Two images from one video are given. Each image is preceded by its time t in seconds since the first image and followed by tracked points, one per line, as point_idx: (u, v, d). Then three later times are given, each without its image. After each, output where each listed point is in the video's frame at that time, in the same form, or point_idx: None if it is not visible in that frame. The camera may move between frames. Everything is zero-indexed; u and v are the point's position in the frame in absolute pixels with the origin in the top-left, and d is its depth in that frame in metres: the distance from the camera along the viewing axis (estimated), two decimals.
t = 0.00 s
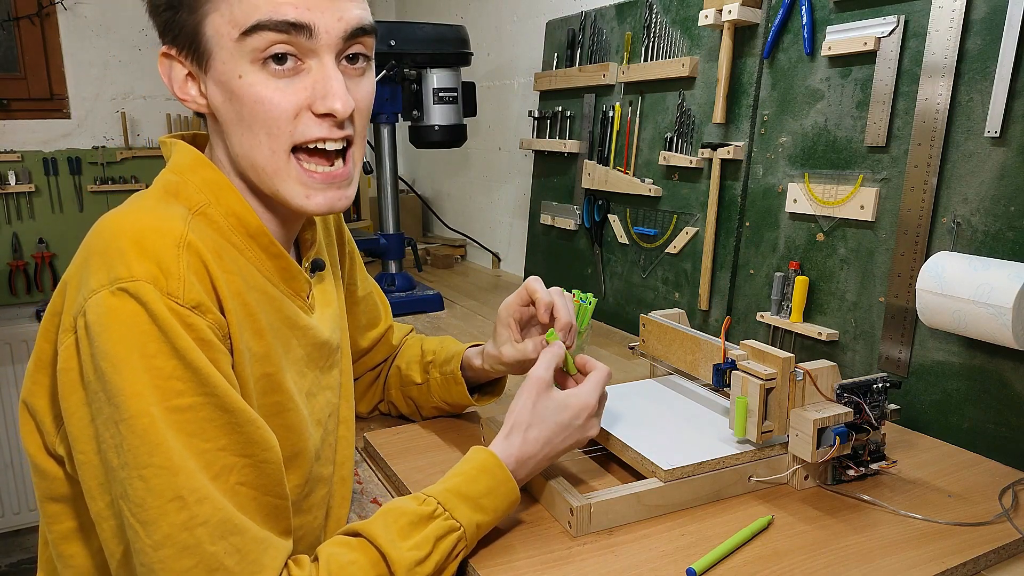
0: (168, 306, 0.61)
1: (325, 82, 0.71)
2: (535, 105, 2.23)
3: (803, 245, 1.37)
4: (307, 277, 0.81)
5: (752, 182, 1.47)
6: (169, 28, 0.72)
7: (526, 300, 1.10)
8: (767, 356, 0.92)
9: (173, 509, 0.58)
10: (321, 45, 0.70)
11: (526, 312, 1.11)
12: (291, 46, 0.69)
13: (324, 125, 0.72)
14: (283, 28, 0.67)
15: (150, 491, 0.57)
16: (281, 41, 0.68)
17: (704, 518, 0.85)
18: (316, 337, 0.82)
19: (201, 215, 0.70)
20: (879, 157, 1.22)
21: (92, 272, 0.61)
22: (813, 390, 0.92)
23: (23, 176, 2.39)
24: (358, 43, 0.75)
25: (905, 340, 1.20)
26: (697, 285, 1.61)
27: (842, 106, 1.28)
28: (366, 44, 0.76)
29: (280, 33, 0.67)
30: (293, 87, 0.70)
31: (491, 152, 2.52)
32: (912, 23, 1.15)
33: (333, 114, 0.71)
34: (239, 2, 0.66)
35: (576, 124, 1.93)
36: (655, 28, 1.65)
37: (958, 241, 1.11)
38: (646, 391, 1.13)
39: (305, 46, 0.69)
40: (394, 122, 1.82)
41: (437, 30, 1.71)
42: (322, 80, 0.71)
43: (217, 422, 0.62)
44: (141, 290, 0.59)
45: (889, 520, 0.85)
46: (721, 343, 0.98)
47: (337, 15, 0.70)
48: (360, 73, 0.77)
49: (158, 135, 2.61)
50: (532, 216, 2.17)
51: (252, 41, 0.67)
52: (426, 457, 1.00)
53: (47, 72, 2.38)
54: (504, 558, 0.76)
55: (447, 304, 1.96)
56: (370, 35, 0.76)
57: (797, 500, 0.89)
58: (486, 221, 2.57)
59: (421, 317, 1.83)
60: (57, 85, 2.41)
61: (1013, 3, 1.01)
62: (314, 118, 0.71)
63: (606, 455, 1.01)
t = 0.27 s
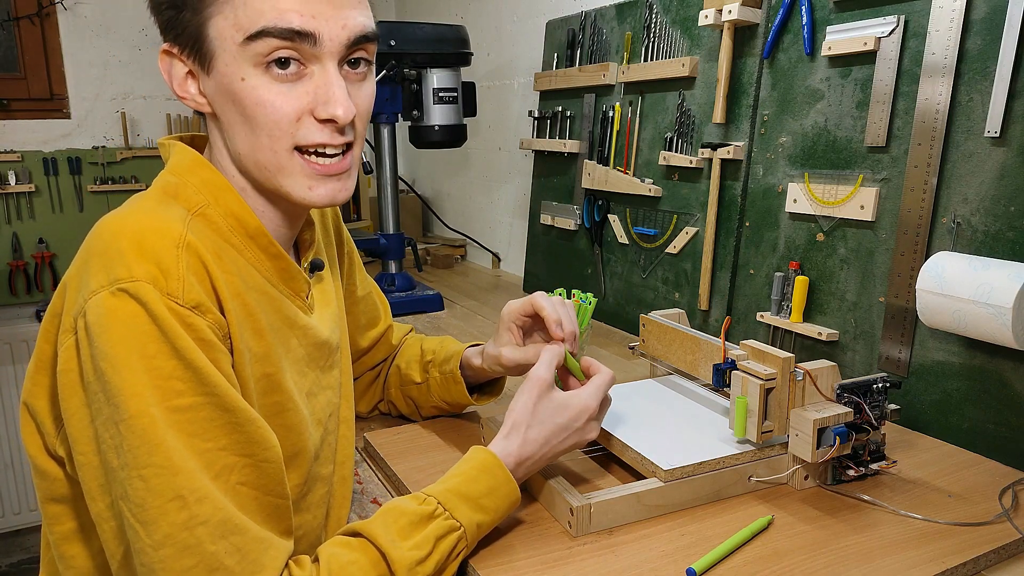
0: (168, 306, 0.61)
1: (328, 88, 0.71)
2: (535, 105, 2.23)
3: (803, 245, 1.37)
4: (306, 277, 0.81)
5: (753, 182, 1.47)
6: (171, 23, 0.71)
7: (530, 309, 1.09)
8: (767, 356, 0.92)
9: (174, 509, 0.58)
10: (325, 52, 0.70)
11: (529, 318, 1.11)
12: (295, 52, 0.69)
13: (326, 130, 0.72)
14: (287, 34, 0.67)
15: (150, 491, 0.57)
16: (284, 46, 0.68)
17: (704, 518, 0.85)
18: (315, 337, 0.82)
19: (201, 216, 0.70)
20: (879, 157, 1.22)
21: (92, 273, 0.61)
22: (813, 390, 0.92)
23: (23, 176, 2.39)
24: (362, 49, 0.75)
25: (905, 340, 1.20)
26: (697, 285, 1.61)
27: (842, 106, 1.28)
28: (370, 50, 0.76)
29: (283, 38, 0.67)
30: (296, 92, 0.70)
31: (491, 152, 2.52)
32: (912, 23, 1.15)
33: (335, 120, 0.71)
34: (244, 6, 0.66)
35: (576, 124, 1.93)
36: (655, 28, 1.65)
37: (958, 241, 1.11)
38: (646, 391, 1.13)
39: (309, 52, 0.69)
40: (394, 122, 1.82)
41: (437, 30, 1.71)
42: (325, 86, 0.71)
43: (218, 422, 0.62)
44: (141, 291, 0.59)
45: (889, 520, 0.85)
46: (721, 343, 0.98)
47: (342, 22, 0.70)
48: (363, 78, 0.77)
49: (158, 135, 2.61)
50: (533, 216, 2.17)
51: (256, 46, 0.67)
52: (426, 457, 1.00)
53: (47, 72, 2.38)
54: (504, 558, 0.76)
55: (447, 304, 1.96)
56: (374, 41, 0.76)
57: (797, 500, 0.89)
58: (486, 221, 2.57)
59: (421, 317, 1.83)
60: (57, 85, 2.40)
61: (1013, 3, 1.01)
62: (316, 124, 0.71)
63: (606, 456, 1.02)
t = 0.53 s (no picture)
0: (178, 305, 0.61)
1: (370, 84, 0.73)
2: (535, 105, 2.23)
3: (803, 245, 1.37)
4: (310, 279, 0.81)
5: (752, 182, 1.47)
6: (187, 23, 0.71)
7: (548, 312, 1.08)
8: (767, 356, 0.92)
9: (180, 510, 0.58)
10: (366, 48, 0.72)
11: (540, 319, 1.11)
12: (342, 49, 0.70)
13: (368, 125, 0.74)
14: (337, 31, 0.69)
15: (157, 491, 0.57)
16: (333, 44, 0.69)
17: (704, 518, 0.85)
18: (319, 338, 0.82)
19: (209, 215, 0.70)
20: (879, 157, 1.22)
21: (102, 270, 0.61)
22: (813, 390, 0.92)
23: (23, 176, 2.39)
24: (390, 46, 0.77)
25: (905, 340, 1.20)
26: (697, 285, 1.61)
27: (842, 106, 1.28)
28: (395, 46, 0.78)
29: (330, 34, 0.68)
30: (341, 89, 0.71)
31: (492, 152, 2.52)
32: (912, 23, 1.15)
33: (378, 114, 0.74)
34: (292, 6, 0.67)
35: (576, 124, 1.93)
36: (655, 28, 1.65)
37: (958, 241, 1.11)
38: (646, 391, 1.13)
39: (353, 48, 0.71)
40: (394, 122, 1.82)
41: (437, 30, 1.71)
42: (368, 82, 0.73)
43: (225, 422, 0.62)
44: (151, 289, 0.59)
45: (889, 520, 0.85)
46: (721, 343, 0.98)
47: (379, 18, 0.72)
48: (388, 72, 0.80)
49: (158, 135, 2.60)
50: (533, 216, 2.17)
51: (307, 44, 0.68)
52: (426, 457, 1.00)
53: (47, 71, 2.38)
54: (505, 558, 0.77)
55: (447, 304, 1.96)
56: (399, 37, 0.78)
57: (797, 500, 0.89)
58: (486, 221, 2.57)
59: (421, 317, 1.83)
60: (57, 85, 2.40)
61: (1013, 3, 1.01)
62: (360, 120, 0.73)
63: (605, 456, 1.02)
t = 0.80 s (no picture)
0: (176, 307, 0.61)
1: (388, 105, 0.73)
2: (535, 105, 2.23)
3: (803, 245, 1.37)
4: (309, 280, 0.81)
5: (752, 182, 1.47)
6: (209, 22, 0.70)
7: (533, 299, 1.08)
8: (767, 356, 0.92)
9: (180, 514, 0.58)
10: (389, 70, 0.73)
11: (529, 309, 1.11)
12: (365, 69, 0.71)
13: (380, 145, 0.75)
14: (364, 52, 0.69)
15: (157, 495, 0.57)
16: (358, 64, 0.70)
17: (704, 518, 0.85)
18: (318, 339, 0.82)
19: (208, 216, 0.70)
20: (879, 157, 1.22)
21: (101, 273, 0.61)
22: (813, 390, 0.92)
23: (23, 176, 2.39)
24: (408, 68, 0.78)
25: (905, 340, 1.20)
26: (697, 285, 1.61)
27: (842, 106, 1.28)
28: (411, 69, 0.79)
29: (359, 57, 0.69)
30: (360, 107, 0.71)
31: (492, 152, 2.52)
32: (912, 23, 1.15)
33: (391, 136, 0.75)
34: (324, 22, 0.67)
35: (576, 123, 1.93)
36: (655, 28, 1.65)
37: (958, 241, 1.11)
38: (645, 391, 1.13)
39: (375, 70, 0.72)
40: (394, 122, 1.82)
41: (437, 30, 1.71)
42: (387, 103, 0.73)
43: (224, 425, 0.62)
44: (150, 291, 0.59)
45: (889, 519, 0.85)
46: (721, 343, 0.98)
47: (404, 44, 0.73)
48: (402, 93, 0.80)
49: (158, 135, 2.61)
50: (532, 216, 2.17)
51: (334, 62, 0.69)
52: (426, 457, 1.00)
53: (47, 72, 2.38)
54: (505, 558, 0.76)
55: (447, 304, 1.96)
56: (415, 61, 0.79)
57: (797, 500, 0.89)
58: (486, 221, 2.57)
59: (421, 317, 1.83)
60: (57, 85, 2.40)
61: (1013, 3, 1.01)
62: (373, 139, 0.74)
63: (605, 456, 1.02)
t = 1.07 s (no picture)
0: (163, 312, 0.61)
1: (379, 123, 0.73)
2: (535, 105, 2.23)
3: (803, 245, 1.37)
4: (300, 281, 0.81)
5: (752, 182, 1.47)
6: (208, 24, 0.71)
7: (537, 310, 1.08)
8: (767, 356, 0.92)
9: (173, 517, 0.58)
10: (383, 90, 0.73)
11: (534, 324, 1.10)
12: (357, 88, 0.71)
13: (367, 160, 0.75)
14: (357, 70, 0.69)
15: (149, 499, 0.57)
16: (349, 82, 0.70)
17: (704, 518, 0.85)
18: (310, 340, 0.82)
19: (196, 220, 0.70)
20: (879, 157, 1.22)
21: (87, 279, 0.61)
22: (813, 390, 0.92)
23: (23, 176, 2.39)
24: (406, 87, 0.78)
25: (905, 340, 1.20)
26: (697, 285, 1.61)
27: (842, 106, 1.28)
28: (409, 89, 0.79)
29: (352, 77, 0.69)
30: (349, 122, 0.71)
31: (491, 152, 2.52)
32: (912, 23, 1.15)
33: (379, 153, 0.75)
34: (320, 37, 0.68)
35: (576, 123, 1.93)
36: (655, 28, 1.65)
37: (958, 241, 1.11)
38: (645, 391, 1.13)
39: (368, 87, 0.72)
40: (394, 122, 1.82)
41: (437, 30, 1.71)
42: (377, 120, 0.73)
43: (215, 428, 0.62)
44: (136, 296, 0.59)
45: (889, 519, 0.85)
46: (721, 343, 0.98)
47: (401, 65, 0.73)
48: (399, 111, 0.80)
49: (158, 135, 2.60)
50: (533, 216, 2.17)
51: (325, 78, 0.69)
52: (426, 457, 1.00)
53: (47, 72, 2.38)
54: (504, 558, 0.76)
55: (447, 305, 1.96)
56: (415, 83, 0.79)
57: (797, 500, 0.89)
58: (486, 221, 2.57)
59: (421, 317, 1.83)
60: (57, 85, 2.40)
61: (1013, 3, 1.01)
62: (360, 153, 0.74)
63: (605, 456, 1.02)
